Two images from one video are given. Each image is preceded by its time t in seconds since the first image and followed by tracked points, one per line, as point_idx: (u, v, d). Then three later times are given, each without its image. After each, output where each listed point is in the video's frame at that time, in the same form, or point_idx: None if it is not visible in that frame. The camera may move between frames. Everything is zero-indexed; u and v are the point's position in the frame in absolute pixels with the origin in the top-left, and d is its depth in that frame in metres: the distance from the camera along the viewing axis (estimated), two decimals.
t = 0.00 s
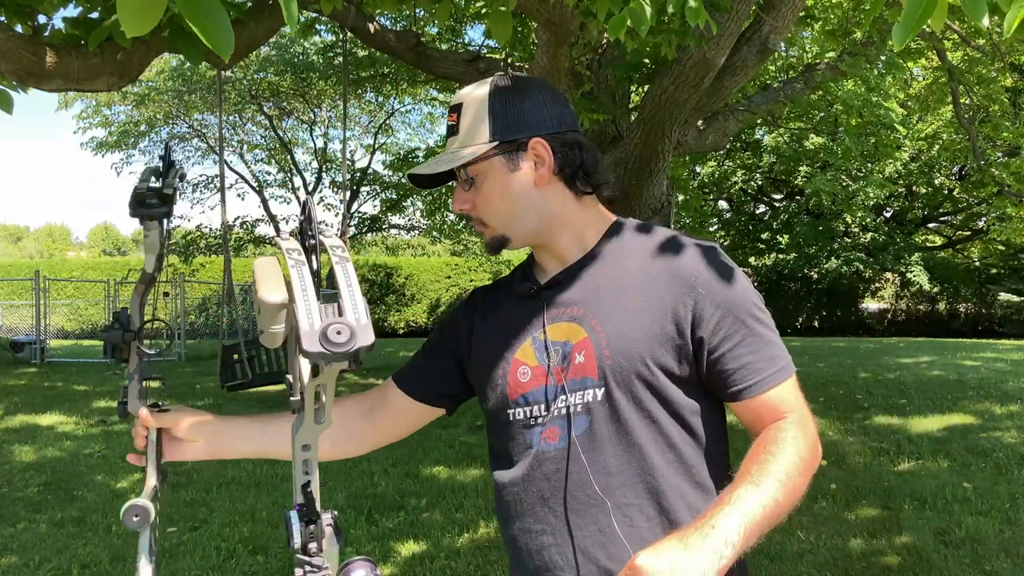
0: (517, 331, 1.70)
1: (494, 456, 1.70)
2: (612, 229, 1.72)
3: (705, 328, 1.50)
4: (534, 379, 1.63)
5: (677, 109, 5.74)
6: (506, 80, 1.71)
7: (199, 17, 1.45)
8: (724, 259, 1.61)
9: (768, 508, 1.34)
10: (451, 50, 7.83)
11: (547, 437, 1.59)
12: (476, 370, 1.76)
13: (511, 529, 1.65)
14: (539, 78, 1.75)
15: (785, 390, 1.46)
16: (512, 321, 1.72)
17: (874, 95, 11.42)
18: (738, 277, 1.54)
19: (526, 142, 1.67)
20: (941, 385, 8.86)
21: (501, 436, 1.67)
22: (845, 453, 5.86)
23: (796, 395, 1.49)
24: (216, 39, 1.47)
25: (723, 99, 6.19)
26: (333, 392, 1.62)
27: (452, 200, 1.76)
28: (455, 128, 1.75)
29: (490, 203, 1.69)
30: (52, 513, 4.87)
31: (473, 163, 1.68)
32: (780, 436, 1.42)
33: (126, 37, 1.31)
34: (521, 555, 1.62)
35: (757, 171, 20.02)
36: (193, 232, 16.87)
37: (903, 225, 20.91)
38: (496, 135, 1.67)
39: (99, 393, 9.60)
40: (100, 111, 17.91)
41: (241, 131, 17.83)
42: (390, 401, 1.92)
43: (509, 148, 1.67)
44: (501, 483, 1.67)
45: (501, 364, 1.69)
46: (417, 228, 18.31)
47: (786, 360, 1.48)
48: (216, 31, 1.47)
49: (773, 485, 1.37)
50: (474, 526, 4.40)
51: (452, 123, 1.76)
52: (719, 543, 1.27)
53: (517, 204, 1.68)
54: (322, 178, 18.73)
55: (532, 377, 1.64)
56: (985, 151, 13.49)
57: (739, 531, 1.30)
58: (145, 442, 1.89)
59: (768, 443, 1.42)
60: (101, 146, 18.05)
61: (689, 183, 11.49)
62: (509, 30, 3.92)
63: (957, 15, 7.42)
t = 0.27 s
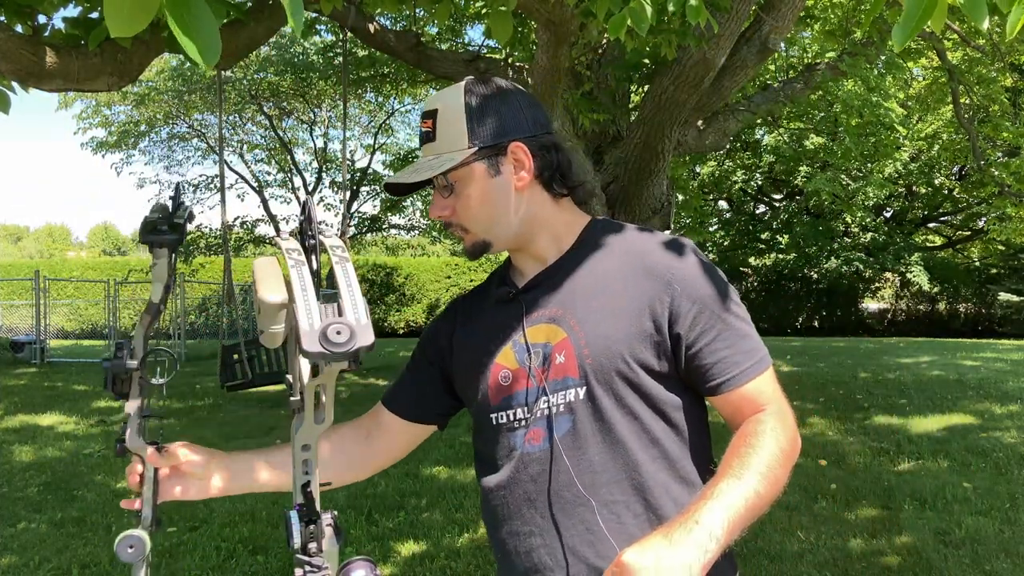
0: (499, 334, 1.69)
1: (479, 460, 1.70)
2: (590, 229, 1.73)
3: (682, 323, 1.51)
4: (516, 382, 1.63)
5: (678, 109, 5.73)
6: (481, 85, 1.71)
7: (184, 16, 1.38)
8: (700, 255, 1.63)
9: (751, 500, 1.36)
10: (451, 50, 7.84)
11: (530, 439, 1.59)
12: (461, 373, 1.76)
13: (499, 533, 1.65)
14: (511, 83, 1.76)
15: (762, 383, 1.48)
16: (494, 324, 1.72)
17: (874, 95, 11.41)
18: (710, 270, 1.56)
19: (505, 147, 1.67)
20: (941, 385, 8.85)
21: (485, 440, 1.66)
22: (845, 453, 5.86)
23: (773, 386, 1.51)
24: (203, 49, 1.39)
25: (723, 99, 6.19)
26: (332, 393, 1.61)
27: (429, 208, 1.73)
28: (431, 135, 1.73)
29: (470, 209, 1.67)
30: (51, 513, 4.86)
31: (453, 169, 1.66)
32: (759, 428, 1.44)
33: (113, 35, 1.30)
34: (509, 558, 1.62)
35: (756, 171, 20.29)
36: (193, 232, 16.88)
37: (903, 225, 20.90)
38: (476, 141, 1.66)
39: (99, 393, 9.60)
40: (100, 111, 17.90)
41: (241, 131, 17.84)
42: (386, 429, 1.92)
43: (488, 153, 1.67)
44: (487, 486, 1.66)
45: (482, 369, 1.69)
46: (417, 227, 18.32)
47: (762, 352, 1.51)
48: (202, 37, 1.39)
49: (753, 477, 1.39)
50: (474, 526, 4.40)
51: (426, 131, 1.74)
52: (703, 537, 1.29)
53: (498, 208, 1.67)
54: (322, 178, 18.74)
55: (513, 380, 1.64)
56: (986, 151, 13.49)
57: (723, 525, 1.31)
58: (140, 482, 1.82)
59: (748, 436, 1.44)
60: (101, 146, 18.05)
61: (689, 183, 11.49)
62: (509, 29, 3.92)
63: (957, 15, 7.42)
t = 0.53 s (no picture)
0: (498, 335, 1.69)
1: (476, 461, 1.70)
2: (586, 230, 1.73)
3: (681, 324, 1.51)
4: (514, 384, 1.63)
5: (678, 108, 5.73)
6: (477, 87, 1.71)
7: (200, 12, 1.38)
8: (696, 256, 1.64)
9: (749, 500, 1.37)
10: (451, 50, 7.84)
11: (530, 440, 1.59)
12: (457, 374, 1.76)
13: (497, 536, 1.64)
14: (506, 85, 1.77)
15: (758, 383, 1.49)
16: (491, 325, 1.71)
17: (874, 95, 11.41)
18: (707, 272, 1.57)
19: (503, 150, 1.67)
20: (941, 385, 8.85)
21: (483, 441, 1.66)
22: (845, 453, 5.86)
23: (769, 387, 1.52)
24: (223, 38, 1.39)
25: (723, 99, 6.19)
26: (333, 392, 1.60)
27: (426, 211, 1.72)
28: (428, 138, 1.72)
29: (468, 212, 1.66)
30: (51, 513, 4.86)
31: (452, 172, 1.65)
32: (757, 428, 1.45)
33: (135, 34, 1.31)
34: (508, 560, 1.61)
35: (756, 171, 20.31)
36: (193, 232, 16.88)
37: (903, 225, 20.91)
38: (474, 145, 1.66)
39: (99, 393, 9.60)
40: (100, 111, 17.90)
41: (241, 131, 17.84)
42: (384, 438, 1.90)
43: (486, 156, 1.67)
44: (485, 488, 1.66)
45: (481, 369, 1.69)
46: (417, 227, 18.33)
47: (759, 353, 1.52)
48: (221, 30, 1.39)
49: (752, 477, 1.40)
50: (474, 526, 4.40)
51: (421, 134, 1.73)
52: (703, 538, 1.30)
53: (497, 211, 1.67)
54: (322, 178, 18.74)
55: (511, 382, 1.63)
56: (986, 151, 13.48)
57: (722, 526, 1.32)
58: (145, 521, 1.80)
59: (746, 436, 1.45)
60: (101, 146, 18.05)
61: (690, 183, 11.50)
62: (509, 29, 3.92)
63: (957, 15, 7.42)
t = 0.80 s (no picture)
0: (499, 336, 1.69)
1: (477, 463, 1.69)
2: (586, 231, 1.73)
3: (683, 325, 1.52)
4: (515, 385, 1.63)
5: (677, 109, 5.73)
6: (478, 87, 1.70)
7: (189, 18, 1.38)
8: (697, 256, 1.64)
9: (753, 501, 1.38)
10: (451, 50, 7.83)
11: (531, 442, 1.58)
12: (457, 375, 1.75)
13: (498, 538, 1.64)
14: (507, 85, 1.76)
15: (760, 383, 1.50)
16: (491, 325, 1.71)
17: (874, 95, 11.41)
18: (707, 273, 1.58)
19: (504, 151, 1.67)
20: (941, 385, 8.85)
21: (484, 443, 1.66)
22: (845, 453, 5.86)
23: (769, 387, 1.53)
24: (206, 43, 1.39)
25: (723, 99, 6.19)
26: (331, 393, 1.60)
27: (426, 212, 1.71)
28: (428, 138, 1.72)
29: (469, 213, 1.66)
30: (51, 513, 4.86)
31: (453, 173, 1.65)
32: (759, 427, 1.46)
33: (118, 34, 1.30)
34: (510, 562, 1.61)
35: (756, 171, 20.30)
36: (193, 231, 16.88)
37: (903, 225, 20.90)
38: (476, 146, 1.66)
39: (99, 393, 9.60)
40: (100, 111, 17.89)
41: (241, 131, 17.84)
42: (384, 443, 1.90)
43: (487, 157, 1.67)
44: (486, 490, 1.66)
45: (481, 371, 1.69)
46: (417, 227, 18.33)
47: (759, 353, 1.52)
48: (207, 35, 1.39)
49: (755, 478, 1.40)
50: (474, 526, 4.40)
51: (421, 133, 1.73)
52: (710, 540, 1.31)
53: (497, 213, 1.67)
54: (322, 178, 18.73)
55: (512, 384, 1.63)
56: (986, 151, 13.47)
57: (728, 527, 1.33)
58: (152, 547, 1.81)
59: (748, 437, 1.45)
60: (101, 146, 18.04)
61: (690, 183, 11.50)
62: (509, 30, 3.92)
63: (957, 14, 7.42)
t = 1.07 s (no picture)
0: (499, 337, 1.69)
1: (477, 464, 1.69)
2: (588, 232, 1.73)
3: (685, 330, 1.52)
4: (516, 386, 1.63)
5: (677, 109, 5.73)
6: (487, 85, 1.71)
7: (186, 20, 1.39)
8: (698, 260, 1.64)
9: (753, 505, 1.38)
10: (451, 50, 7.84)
11: (533, 444, 1.58)
12: (457, 375, 1.75)
13: (498, 540, 1.64)
14: (515, 85, 1.77)
15: (760, 387, 1.50)
16: (491, 326, 1.71)
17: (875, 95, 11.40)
18: (709, 276, 1.58)
19: (510, 150, 1.67)
20: (940, 385, 8.85)
21: (484, 444, 1.66)
22: (845, 453, 5.86)
23: (771, 391, 1.53)
24: (202, 43, 1.40)
25: (723, 99, 6.19)
26: (331, 393, 1.60)
27: (428, 208, 1.71)
28: (434, 134, 1.72)
29: (473, 211, 1.66)
30: (51, 513, 4.86)
31: (458, 169, 1.64)
32: (759, 432, 1.46)
33: (117, 33, 1.30)
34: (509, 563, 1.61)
35: (756, 171, 20.30)
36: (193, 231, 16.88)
37: (903, 225, 20.89)
38: (483, 144, 1.66)
39: (99, 393, 9.60)
40: (100, 111, 17.89)
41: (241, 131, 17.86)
42: (379, 435, 1.89)
43: (494, 156, 1.66)
44: (486, 490, 1.66)
45: (481, 372, 1.69)
46: (417, 227, 18.32)
47: (760, 357, 1.52)
48: (203, 36, 1.40)
49: (756, 484, 1.40)
50: (474, 526, 4.40)
51: (427, 129, 1.73)
52: (711, 544, 1.31)
53: (501, 211, 1.66)
54: (322, 178, 18.74)
55: (513, 386, 1.63)
56: (986, 151, 13.46)
57: (730, 531, 1.34)
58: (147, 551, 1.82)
59: (748, 441, 1.45)
60: (101, 146, 18.04)
61: (690, 182, 11.50)
62: (509, 29, 3.92)
63: (957, 14, 7.42)
